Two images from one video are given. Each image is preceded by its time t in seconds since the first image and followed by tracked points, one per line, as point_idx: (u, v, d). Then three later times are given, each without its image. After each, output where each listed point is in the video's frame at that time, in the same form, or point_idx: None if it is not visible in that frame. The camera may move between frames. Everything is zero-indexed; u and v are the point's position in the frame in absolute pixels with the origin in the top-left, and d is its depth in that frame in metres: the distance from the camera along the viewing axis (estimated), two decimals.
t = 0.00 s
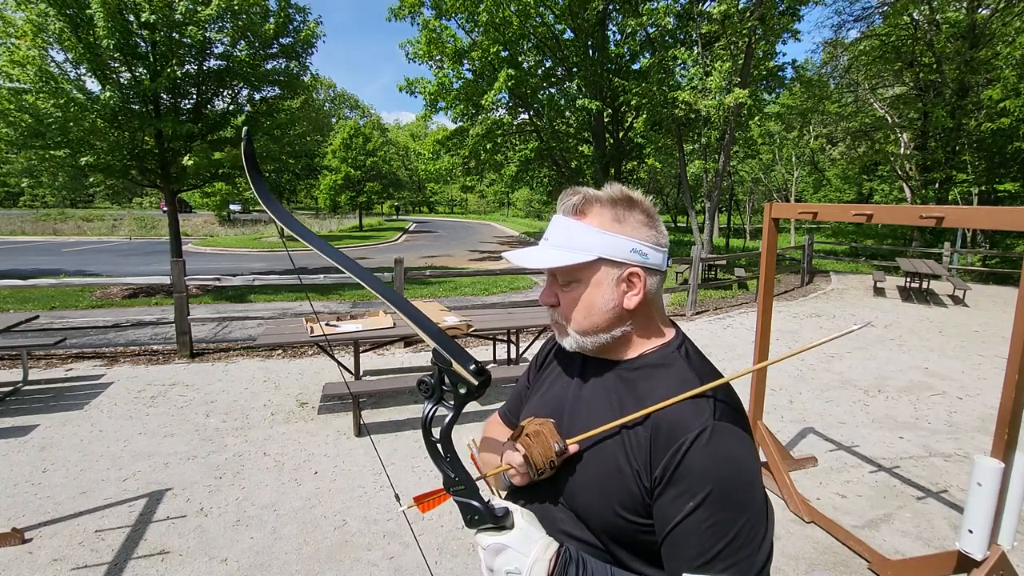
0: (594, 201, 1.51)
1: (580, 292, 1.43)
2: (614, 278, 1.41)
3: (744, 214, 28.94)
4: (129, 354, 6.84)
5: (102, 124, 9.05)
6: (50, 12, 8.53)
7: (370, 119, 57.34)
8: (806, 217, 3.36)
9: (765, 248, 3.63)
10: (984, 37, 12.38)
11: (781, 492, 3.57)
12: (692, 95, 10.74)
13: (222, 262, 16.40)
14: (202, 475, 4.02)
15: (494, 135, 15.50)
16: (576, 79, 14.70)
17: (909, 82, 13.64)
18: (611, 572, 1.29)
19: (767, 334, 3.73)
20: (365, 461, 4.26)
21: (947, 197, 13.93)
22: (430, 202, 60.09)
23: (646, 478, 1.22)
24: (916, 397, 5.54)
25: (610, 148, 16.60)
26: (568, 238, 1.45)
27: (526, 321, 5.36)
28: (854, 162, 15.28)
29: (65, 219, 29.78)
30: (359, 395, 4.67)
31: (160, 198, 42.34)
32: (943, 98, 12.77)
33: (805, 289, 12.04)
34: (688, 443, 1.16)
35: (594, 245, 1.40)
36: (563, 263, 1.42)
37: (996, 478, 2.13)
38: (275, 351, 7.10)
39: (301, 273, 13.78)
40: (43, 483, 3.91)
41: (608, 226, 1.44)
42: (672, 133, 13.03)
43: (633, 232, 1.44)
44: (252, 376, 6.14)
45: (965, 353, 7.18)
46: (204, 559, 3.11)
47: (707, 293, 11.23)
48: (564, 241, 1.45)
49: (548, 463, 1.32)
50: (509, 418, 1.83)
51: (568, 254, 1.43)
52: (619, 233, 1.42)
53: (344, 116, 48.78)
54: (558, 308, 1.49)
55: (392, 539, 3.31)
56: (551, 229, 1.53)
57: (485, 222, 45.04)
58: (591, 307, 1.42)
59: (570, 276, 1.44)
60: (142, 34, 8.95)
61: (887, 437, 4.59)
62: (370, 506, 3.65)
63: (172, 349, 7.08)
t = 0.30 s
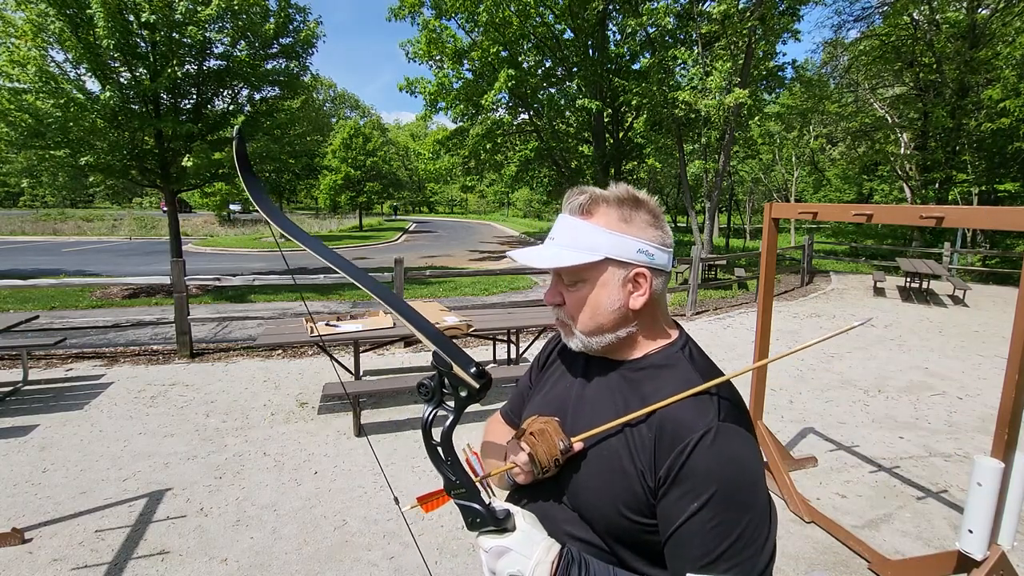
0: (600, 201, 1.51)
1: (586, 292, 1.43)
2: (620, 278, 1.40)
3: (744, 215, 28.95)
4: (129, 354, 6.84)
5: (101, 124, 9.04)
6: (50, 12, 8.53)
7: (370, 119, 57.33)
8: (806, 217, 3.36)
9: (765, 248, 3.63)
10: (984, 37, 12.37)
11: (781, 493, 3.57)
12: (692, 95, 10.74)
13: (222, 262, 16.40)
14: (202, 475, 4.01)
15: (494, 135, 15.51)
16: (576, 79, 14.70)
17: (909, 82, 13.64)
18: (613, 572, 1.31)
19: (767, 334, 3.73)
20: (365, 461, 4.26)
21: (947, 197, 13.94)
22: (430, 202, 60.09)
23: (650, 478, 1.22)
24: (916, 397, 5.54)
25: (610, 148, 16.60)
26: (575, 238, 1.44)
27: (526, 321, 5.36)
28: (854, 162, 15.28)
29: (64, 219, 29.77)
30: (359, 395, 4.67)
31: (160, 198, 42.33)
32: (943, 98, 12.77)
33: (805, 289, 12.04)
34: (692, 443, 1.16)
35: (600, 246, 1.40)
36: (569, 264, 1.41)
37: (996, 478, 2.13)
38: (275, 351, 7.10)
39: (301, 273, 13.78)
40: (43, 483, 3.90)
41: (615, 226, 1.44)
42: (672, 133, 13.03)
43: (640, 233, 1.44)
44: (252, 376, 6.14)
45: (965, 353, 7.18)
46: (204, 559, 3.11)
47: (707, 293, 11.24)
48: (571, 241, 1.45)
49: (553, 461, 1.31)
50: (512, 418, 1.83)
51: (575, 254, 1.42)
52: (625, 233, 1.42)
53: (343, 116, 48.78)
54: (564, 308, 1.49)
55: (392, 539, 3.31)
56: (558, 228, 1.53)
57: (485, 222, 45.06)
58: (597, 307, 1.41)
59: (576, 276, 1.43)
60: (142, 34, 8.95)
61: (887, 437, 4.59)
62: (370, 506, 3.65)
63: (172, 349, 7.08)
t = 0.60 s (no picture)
0: (602, 201, 1.50)
1: (589, 291, 1.43)
2: (622, 278, 1.40)
3: (744, 215, 28.95)
4: (129, 354, 6.84)
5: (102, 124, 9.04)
6: (50, 12, 8.53)
7: (370, 119, 57.36)
8: (807, 217, 3.36)
9: (765, 248, 3.63)
10: (984, 37, 12.37)
11: (781, 492, 3.57)
12: (692, 95, 10.74)
13: (222, 263, 16.40)
14: (202, 475, 4.02)
15: (494, 135, 15.51)
16: (576, 79, 14.70)
17: (909, 82, 13.64)
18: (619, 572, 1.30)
19: (767, 334, 3.73)
20: (366, 461, 4.26)
21: (947, 197, 13.95)
22: (430, 202, 60.09)
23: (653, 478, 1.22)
24: (916, 397, 5.54)
25: (610, 148, 16.62)
26: (578, 237, 1.44)
27: (526, 321, 5.36)
28: (854, 162, 15.28)
29: (64, 219, 29.78)
30: (359, 395, 4.67)
31: (160, 198, 42.33)
32: (943, 98, 12.76)
33: (805, 289, 12.04)
34: (695, 444, 1.16)
35: (602, 245, 1.40)
36: (571, 263, 1.41)
37: (996, 478, 2.13)
38: (275, 351, 7.10)
39: (301, 274, 13.79)
40: (43, 483, 3.90)
41: (618, 226, 1.44)
42: (672, 133, 13.03)
43: (643, 232, 1.44)
44: (252, 376, 6.14)
45: (965, 353, 7.18)
46: (204, 559, 3.11)
47: (707, 293, 11.24)
48: (573, 241, 1.45)
49: (555, 462, 1.32)
50: (513, 419, 1.83)
51: (576, 254, 1.42)
52: (628, 233, 1.42)
53: (343, 116, 48.78)
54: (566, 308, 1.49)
55: (392, 539, 3.31)
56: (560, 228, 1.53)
57: (485, 222, 45.08)
58: (600, 308, 1.41)
59: (579, 276, 1.43)
60: (142, 34, 8.95)
61: (887, 437, 4.59)
62: (370, 506, 3.65)
63: (172, 349, 7.08)
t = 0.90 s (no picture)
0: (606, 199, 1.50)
1: (593, 290, 1.43)
2: (626, 277, 1.40)
3: (744, 214, 28.94)
4: (129, 354, 6.84)
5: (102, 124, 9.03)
6: (50, 12, 8.52)
7: (370, 119, 57.38)
8: (806, 217, 3.36)
9: (765, 248, 3.63)
10: (984, 37, 12.37)
11: (781, 493, 3.57)
12: (692, 95, 10.74)
13: (222, 262, 16.41)
14: (202, 475, 4.02)
15: (494, 135, 15.51)
16: (576, 79, 14.70)
17: (909, 82, 13.64)
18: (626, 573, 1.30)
19: (767, 334, 3.73)
20: (365, 461, 4.26)
21: (947, 197, 13.95)
22: (430, 201, 60.11)
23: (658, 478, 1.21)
24: (916, 397, 5.54)
25: (610, 148, 16.62)
26: (582, 235, 1.44)
27: (526, 321, 5.36)
28: (854, 162, 15.28)
29: (64, 219, 29.77)
30: (359, 395, 4.67)
31: (160, 198, 42.36)
32: (943, 98, 12.74)
33: (805, 289, 12.04)
34: (697, 444, 1.16)
35: (602, 243, 1.40)
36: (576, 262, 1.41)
37: (995, 478, 2.13)
38: (275, 351, 7.10)
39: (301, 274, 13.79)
40: (43, 483, 3.90)
41: (622, 225, 1.44)
42: (672, 133, 13.03)
43: (646, 232, 1.44)
44: (252, 377, 6.14)
45: (965, 353, 7.18)
46: (204, 559, 3.11)
47: (707, 293, 11.24)
48: (577, 239, 1.44)
49: (532, 468, 1.36)
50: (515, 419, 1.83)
51: (577, 252, 1.42)
52: (632, 232, 1.42)
53: (343, 116, 48.82)
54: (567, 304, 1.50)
55: (392, 539, 3.31)
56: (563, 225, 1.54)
57: (485, 222, 45.09)
58: (604, 306, 1.41)
59: (583, 275, 1.43)
60: (142, 34, 8.95)
61: (887, 437, 4.59)
62: (370, 506, 3.65)
63: (172, 349, 7.08)
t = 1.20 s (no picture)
0: (626, 196, 1.52)
1: (607, 281, 1.43)
2: (642, 273, 1.41)
3: (744, 214, 28.93)
4: (129, 354, 6.83)
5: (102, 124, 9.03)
6: (50, 12, 8.52)
7: (370, 119, 57.39)
8: (806, 217, 3.36)
9: (765, 248, 3.63)
10: (984, 37, 12.36)
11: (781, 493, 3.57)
12: (692, 95, 10.74)
13: (222, 262, 16.40)
14: (202, 475, 4.02)
15: (494, 135, 15.52)
16: (576, 79, 14.70)
17: (909, 82, 13.64)
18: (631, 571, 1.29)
19: (767, 334, 3.73)
20: (365, 461, 4.26)
21: (947, 197, 13.96)
22: (430, 201, 60.12)
23: (660, 476, 1.21)
24: (916, 397, 5.54)
25: (610, 148, 16.63)
26: (603, 225, 1.45)
27: (526, 321, 5.36)
28: (855, 162, 15.27)
29: (64, 219, 29.76)
30: (359, 395, 4.67)
31: (160, 198, 42.37)
32: (943, 97, 12.73)
33: (805, 289, 12.03)
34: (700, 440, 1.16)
35: (625, 237, 1.41)
36: (598, 250, 1.40)
37: (996, 478, 2.13)
38: (275, 351, 7.11)
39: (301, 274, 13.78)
40: (43, 483, 3.90)
41: (643, 222, 1.46)
42: (672, 133, 13.04)
43: (665, 232, 1.47)
44: (252, 377, 6.15)
45: (965, 352, 7.18)
46: (204, 559, 3.11)
47: (707, 293, 11.24)
48: (598, 229, 1.45)
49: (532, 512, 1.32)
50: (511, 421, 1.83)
51: (600, 240, 1.42)
52: (653, 230, 1.44)
53: (343, 117, 48.83)
54: (575, 292, 1.49)
55: (392, 539, 3.30)
56: (580, 214, 1.53)
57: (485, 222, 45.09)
58: (616, 299, 1.41)
59: (599, 265, 1.44)
60: (142, 34, 8.95)
61: (886, 437, 4.59)
62: (370, 506, 3.65)
63: (172, 349, 7.08)
